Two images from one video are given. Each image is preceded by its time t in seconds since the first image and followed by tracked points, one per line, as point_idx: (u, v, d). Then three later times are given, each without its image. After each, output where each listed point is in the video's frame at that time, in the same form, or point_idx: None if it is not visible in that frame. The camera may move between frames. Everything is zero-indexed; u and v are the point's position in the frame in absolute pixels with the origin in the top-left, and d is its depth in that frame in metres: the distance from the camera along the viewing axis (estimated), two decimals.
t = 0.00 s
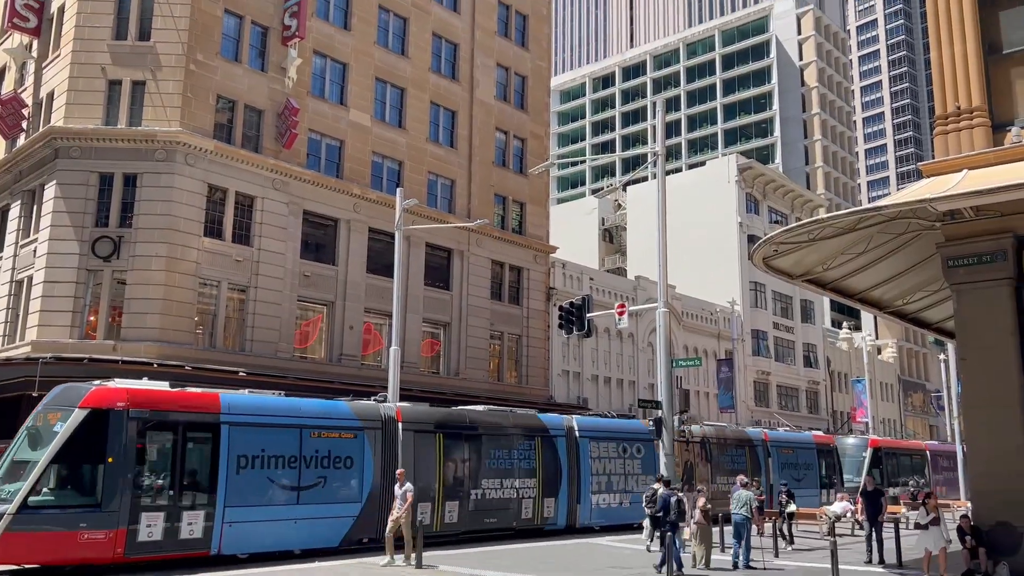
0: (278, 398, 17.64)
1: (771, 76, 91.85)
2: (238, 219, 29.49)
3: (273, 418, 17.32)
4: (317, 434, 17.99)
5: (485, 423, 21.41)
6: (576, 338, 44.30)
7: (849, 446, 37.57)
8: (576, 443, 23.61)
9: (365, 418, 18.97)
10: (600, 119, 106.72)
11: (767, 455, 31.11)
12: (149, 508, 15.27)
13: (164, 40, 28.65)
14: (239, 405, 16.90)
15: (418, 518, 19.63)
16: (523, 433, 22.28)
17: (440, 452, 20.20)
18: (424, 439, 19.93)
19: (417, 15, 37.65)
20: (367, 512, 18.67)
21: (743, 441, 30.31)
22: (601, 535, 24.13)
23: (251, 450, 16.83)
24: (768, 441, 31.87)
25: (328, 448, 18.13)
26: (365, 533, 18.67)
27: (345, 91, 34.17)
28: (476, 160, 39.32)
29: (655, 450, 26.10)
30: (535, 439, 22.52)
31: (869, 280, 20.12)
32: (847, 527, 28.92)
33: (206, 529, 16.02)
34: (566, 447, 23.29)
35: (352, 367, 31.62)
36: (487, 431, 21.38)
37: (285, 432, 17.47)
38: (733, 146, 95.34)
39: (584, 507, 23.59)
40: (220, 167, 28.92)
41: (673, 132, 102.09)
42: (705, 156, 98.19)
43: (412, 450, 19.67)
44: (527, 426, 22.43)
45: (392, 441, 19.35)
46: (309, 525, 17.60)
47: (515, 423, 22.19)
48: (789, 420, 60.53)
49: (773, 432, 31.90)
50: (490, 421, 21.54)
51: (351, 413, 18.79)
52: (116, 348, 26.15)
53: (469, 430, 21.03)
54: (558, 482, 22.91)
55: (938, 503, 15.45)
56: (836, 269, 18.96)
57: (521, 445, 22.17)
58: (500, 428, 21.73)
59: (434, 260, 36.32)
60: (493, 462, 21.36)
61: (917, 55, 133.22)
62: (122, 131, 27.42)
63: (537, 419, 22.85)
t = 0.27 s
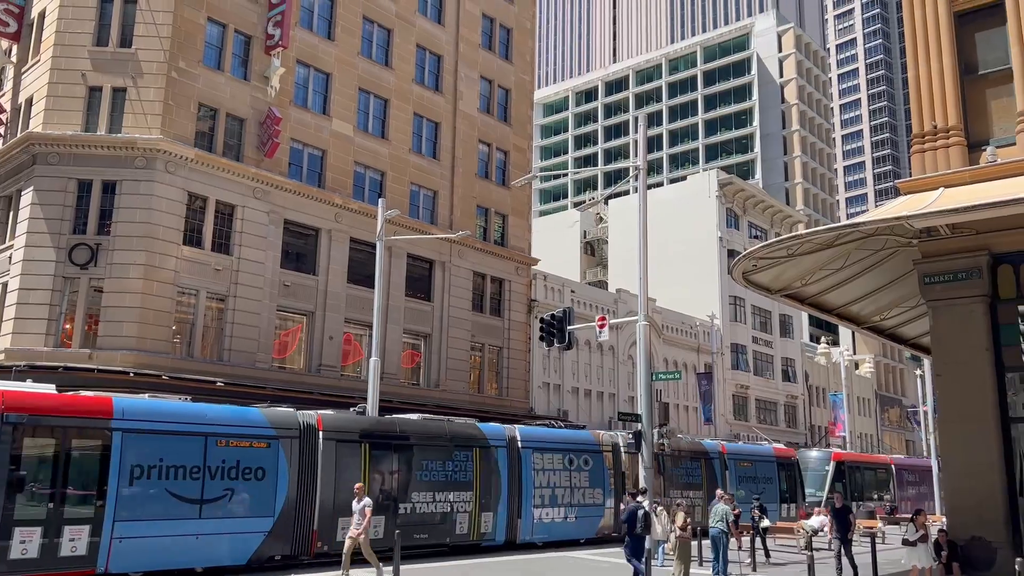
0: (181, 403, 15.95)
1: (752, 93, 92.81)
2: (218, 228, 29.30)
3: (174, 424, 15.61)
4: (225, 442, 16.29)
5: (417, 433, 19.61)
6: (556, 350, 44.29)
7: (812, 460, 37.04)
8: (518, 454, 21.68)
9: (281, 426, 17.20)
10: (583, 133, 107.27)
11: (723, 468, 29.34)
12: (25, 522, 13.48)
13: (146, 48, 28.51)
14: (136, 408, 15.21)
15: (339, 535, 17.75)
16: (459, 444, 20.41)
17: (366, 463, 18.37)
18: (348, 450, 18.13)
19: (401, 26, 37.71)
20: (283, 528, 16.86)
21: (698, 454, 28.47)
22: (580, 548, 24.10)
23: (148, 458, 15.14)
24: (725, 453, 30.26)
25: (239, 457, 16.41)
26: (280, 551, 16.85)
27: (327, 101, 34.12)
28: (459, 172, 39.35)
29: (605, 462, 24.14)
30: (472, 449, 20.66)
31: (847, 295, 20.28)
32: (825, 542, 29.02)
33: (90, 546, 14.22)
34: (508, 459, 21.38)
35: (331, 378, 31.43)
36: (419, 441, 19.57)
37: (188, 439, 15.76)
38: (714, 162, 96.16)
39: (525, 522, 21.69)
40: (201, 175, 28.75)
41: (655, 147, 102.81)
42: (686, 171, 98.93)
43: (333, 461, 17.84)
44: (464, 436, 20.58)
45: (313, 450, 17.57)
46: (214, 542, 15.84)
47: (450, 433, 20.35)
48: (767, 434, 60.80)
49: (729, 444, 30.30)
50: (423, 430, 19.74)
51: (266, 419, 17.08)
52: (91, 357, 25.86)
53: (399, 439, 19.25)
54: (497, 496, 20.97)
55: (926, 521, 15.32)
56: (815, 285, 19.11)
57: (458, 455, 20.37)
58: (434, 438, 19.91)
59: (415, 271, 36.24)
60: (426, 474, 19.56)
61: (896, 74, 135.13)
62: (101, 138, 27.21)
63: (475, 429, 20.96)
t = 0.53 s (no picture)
0: (61, 408, 14.11)
1: (729, 113, 93.82)
2: (193, 239, 29.06)
3: (51, 431, 13.78)
4: (113, 451, 14.46)
5: (337, 443, 17.78)
6: (533, 366, 44.26)
7: (770, 476, 36.01)
8: (451, 467, 19.84)
9: (181, 435, 15.42)
10: (562, 149, 107.78)
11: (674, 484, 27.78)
12: None
13: (124, 57, 28.33)
14: (6, 412, 13.34)
15: (244, 554, 15.83)
16: (383, 456, 18.56)
17: (277, 476, 16.58)
18: (256, 461, 16.35)
19: (381, 40, 37.75)
20: (180, 546, 14.99)
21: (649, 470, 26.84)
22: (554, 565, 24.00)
23: (17, 468, 13.25)
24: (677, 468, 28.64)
25: (128, 469, 14.59)
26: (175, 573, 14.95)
27: (306, 113, 34.04)
28: (437, 186, 39.36)
29: (547, 477, 22.33)
30: (399, 462, 18.82)
31: (822, 313, 20.44)
32: (798, 559, 29.15)
33: None
34: (439, 471, 19.54)
35: (305, 392, 31.19)
36: (339, 453, 17.72)
37: (69, 448, 13.93)
38: (691, 180, 96.98)
39: (457, 540, 19.74)
40: (177, 185, 28.53)
41: (633, 164, 103.51)
42: (663, 188, 99.64)
43: (236, 472, 16.04)
44: (389, 448, 18.74)
45: (217, 462, 15.79)
46: (96, 563, 13.94)
47: (374, 444, 18.52)
48: (741, 451, 61.06)
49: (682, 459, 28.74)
50: (344, 441, 17.93)
51: (163, 427, 15.29)
52: (61, 368, 25.48)
53: (317, 452, 17.42)
54: (425, 511, 19.06)
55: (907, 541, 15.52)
56: (789, 303, 19.26)
57: (382, 469, 18.49)
58: (356, 449, 18.09)
59: (393, 285, 36.12)
60: (346, 489, 17.68)
61: (870, 97, 137.26)
62: (76, 147, 26.94)
63: (402, 440, 19.12)
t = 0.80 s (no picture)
0: None
1: (702, 135, 94.88)
2: (164, 252, 28.74)
3: None
4: None
5: (244, 455, 15.18)
6: (506, 384, 44.16)
7: (724, 495, 34.22)
8: (374, 485, 17.21)
9: (59, 444, 12.83)
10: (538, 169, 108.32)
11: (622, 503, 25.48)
12: None
13: (97, 67, 28.08)
14: None
15: None
16: (296, 471, 15.94)
17: (173, 492, 14.02)
18: (148, 475, 13.76)
19: (359, 57, 37.79)
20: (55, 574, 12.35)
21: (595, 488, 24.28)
22: None
23: None
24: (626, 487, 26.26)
25: None
26: None
27: (282, 127, 33.92)
28: (412, 203, 39.32)
29: (481, 496, 19.94)
30: (314, 479, 16.17)
31: (792, 335, 20.62)
32: None
33: None
34: (362, 491, 16.91)
35: (275, 408, 30.89)
36: (245, 467, 15.14)
37: None
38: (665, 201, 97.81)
39: (378, 562, 17.04)
40: (148, 198, 28.23)
41: (608, 184, 104.22)
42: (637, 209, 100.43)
43: (116, 489, 13.37)
44: (304, 462, 16.11)
45: (101, 476, 13.25)
46: None
47: (287, 457, 15.90)
48: (712, 471, 61.25)
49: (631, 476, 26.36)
50: (252, 453, 15.31)
51: (37, 434, 12.70)
52: (25, 382, 25.01)
53: (222, 464, 14.86)
54: (343, 530, 16.42)
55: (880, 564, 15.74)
56: (760, 324, 19.39)
57: (295, 484, 15.89)
58: (266, 464, 15.47)
59: (366, 301, 35.94)
60: (252, 505, 15.07)
61: (840, 122, 139.56)
62: (46, 157, 26.61)
63: (320, 453, 16.51)
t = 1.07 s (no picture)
0: None
1: (674, 160, 95.86)
2: (131, 267, 28.37)
3: None
4: None
5: (135, 469, 13.72)
6: (476, 405, 43.98)
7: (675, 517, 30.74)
8: (287, 503, 15.66)
9: None
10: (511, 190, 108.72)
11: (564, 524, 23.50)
12: None
13: (67, 80, 27.79)
14: None
15: None
16: (196, 488, 14.43)
17: (47, 508, 12.65)
18: (21, 488, 12.47)
19: (333, 75, 37.77)
20: None
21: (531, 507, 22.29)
22: None
23: None
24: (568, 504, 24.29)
25: None
26: None
27: (254, 144, 33.73)
28: (385, 222, 39.21)
29: (410, 516, 18.15)
30: (217, 495, 14.69)
31: (760, 359, 20.79)
32: None
33: None
34: (272, 509, 15.41)
35: (241, 428, 30.48)
36: (136, 482, 13.65)
37: None
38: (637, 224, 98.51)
39: None
40: (116, 213, 27.89)
41: (580, 207, 104.84)
42: (609, 231, 101.06)
43: None
44: (206, 477, 14.62)
45: None
46: None
47: (186, 472, 14.41)
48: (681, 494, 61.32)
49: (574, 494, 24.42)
50: (145, 468, 13.86)
51: None
52: None
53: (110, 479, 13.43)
54: (249, 553, 14.88)
55: None
56: (729, 348, 19.52)
57: (194, 502, 14.35)
58: (159, 480, 13.98)
59: (336, 319, 35.68)
60: (141, 525, 13.55)
61: (809, 150, 141.82)
62: (12, 170, 26.23)
63: (224, 468, 15.01)
